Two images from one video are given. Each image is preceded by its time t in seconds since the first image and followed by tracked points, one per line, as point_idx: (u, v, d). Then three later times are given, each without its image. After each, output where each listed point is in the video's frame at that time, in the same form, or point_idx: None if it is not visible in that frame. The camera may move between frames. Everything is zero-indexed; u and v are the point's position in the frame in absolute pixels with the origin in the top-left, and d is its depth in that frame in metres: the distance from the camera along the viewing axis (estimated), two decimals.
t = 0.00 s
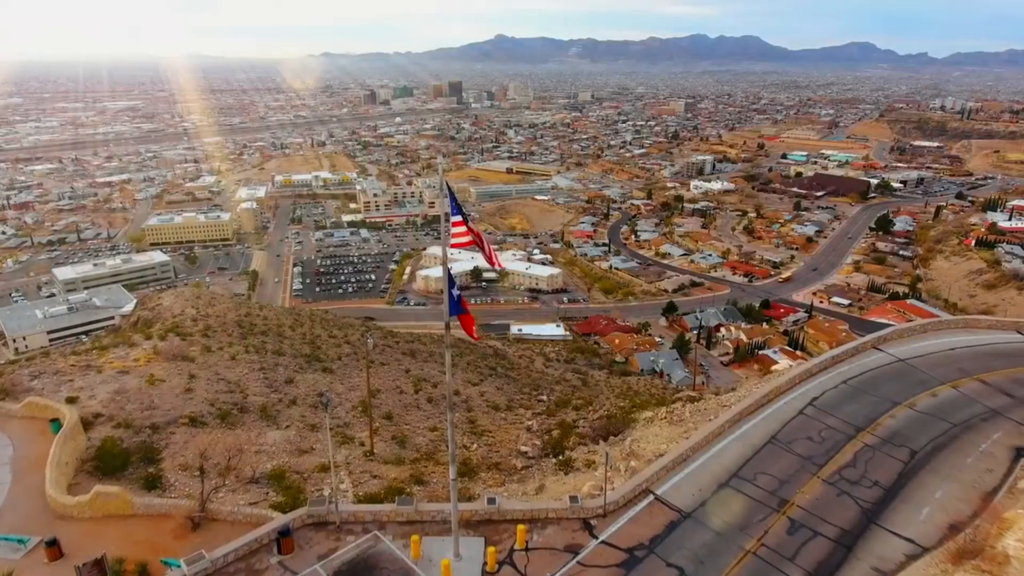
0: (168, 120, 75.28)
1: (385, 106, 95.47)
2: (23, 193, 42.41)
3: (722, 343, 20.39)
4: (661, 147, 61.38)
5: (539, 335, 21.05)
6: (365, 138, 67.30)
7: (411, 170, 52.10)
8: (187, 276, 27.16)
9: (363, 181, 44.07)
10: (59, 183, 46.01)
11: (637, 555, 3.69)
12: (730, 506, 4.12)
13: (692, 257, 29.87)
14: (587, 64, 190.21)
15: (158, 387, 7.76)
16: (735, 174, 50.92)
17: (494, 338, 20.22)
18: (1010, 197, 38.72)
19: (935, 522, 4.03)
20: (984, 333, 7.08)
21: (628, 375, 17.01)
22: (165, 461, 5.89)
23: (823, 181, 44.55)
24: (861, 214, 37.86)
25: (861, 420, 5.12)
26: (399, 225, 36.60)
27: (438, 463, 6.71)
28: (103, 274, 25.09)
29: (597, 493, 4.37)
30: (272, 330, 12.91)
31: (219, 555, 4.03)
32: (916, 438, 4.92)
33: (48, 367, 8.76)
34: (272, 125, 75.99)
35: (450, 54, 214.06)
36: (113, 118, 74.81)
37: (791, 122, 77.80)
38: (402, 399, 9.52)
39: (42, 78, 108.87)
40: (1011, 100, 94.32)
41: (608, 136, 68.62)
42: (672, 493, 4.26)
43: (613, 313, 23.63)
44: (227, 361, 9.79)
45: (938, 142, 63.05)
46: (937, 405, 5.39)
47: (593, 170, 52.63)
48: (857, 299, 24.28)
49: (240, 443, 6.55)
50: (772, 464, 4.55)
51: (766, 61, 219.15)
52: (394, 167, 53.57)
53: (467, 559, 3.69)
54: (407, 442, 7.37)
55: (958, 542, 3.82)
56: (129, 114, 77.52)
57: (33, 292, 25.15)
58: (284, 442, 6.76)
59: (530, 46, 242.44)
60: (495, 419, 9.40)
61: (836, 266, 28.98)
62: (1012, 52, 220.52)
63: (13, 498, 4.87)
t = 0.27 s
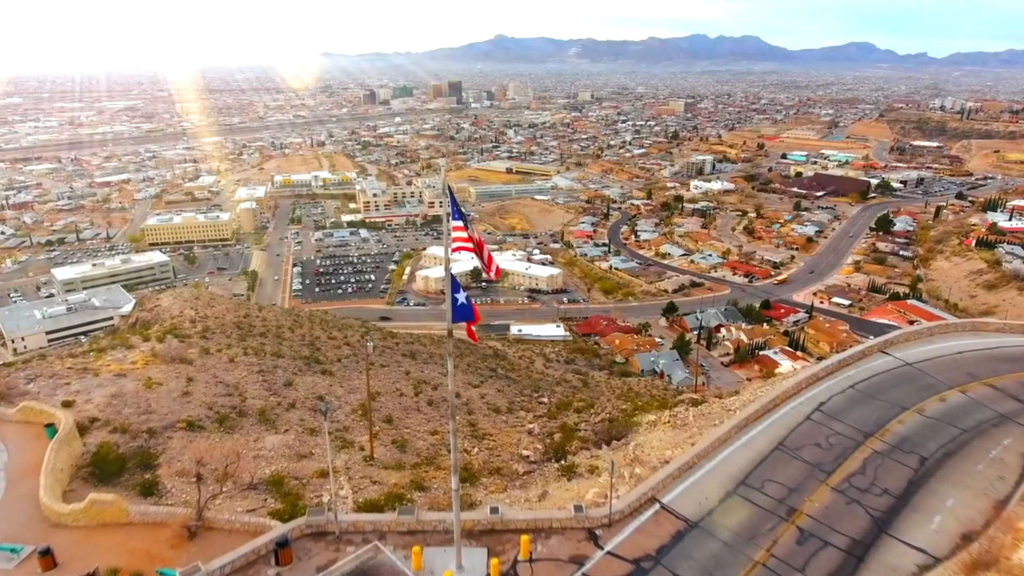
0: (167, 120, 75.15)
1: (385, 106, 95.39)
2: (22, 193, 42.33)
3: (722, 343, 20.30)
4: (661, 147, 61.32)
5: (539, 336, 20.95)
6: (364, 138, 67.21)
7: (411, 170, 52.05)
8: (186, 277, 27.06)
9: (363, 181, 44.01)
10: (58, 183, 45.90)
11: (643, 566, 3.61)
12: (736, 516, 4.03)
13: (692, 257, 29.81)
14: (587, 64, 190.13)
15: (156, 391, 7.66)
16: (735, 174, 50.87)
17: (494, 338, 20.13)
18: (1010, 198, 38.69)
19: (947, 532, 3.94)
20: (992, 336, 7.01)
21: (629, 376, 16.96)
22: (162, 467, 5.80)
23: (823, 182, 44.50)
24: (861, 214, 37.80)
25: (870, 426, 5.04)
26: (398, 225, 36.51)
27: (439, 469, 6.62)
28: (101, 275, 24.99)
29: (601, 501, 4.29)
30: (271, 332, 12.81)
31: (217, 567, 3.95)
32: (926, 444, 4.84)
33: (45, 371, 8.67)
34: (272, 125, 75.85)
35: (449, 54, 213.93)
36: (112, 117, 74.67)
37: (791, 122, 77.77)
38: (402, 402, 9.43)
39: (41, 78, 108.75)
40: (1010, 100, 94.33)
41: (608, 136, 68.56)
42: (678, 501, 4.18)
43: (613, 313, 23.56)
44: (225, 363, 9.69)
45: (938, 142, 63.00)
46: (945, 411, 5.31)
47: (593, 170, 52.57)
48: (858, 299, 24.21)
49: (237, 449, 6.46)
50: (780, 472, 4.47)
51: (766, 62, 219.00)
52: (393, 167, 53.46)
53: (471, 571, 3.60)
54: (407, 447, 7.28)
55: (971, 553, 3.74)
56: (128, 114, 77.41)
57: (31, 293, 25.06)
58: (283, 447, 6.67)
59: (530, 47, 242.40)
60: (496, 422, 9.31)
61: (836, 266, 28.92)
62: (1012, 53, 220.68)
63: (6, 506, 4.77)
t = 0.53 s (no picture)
0: (167, 120, 75.11)
1: (384, 106, 95.37)
2: (22, 193, 42.26)
3: (723, 344, 20.21)
4: (661, 147, 61.30)
5: (539, 336, 20.87)
6: (364, 138, 67.19)
7: (411, 170, 52.02)
8: (186, 277, 26.97)
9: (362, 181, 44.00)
10: (58, 183, 45.87)
11: None
12: (743, 525, 3.95)
13: (692, 257, 29.76)
14: (587, 64, 190.15)
15: (153, 394, 7.58)
16: (735, 174, 50.81)
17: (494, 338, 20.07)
18: (1010, 198, 38.66)
19: (960, 542, 3.86)
20: (999, 339, 6.93)
21: (629, 377, 16.88)
22: (159, 473, 5.73)
23: (823, 182, 44.44)
24: (861, 214, 37.75)
25: (879, 432, 4.96)
26: (398, 225, 36.45)
27: (440, 474, 6.53)
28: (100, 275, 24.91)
29: (606, 510, 4.20)
30: (270, 333, 12.73)
31: None
32: (935, 450, 4.76)
33: (41, 373, 8.59)
34: (271, 125, 75.80)
35: (449, 54, 213.91)
36: (112, 117, 74.58)
37: (791, 122, 77.74)
38: (403, 404, 9.36)
39: (40, 79, 108.79)
40: (1010, 100, 94.27)
41: (607, 136, 68.54)
42: (685, 510, 4.10)
43: (613, 313, 23.51)
44: (224, 365, 9.61)
45: (938, 142, 62.97)
46: (954, 416, 5.23)
47: (593, 170, 52.53)
48: (859, 299, 24.15)
49: (236, 454, 6.38)
50: (788, 479, 4.38)
51: (765, 61, 218.81)
52: (393, 167, 53.38)
53: None
54: (408, 451, 7.19)
55: (986, 563, 3.66)
56: (128, 114, 77.39)
57: (30, 293, 24.97)
58: (281, 451, 6.59)
59: (529, 47, 242.46)
60: (497, 425, 9.23)
61: (836, 266, 28.88)
62: (1011, 53, 220.92)
63: None
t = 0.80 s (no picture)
0: (166, 120, 75.05)
1: (384, 105, 95.28)
2: (21, 193, 42.21)
3: (723, 344, 20.15)
4: (660, 147, 61.26)
5: (539, 337, 20.78)
6: (363, 138, 67.14)
7: (410, 170, 51.95)
8: (185, 278, 26.89)
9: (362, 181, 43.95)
10: (57, 183, 45.81)
11: None
12: (753, 536, 3.86)
13: (692, 257, 29.70)
14: (586, 64, 190.22)
15: (151, 398, 7.50)
16: (734, 173, 50.74)
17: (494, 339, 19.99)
18: (1010, 198, 38.59)
19: (973, 552, 3.78)
20: (1006, 343, 6.85)
21: (629, 378, 16.78)
22: (156, 481, 5.65)
23: (823, 182, 44.36)
24: (861, 214, 37.69)
25: (887, 438, 4.88)
26: (398, 225, 36.37)
27: (441, 480, 6.46)
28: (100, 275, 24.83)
29: (611, 520, 4.12)
30: (269, 335, 12.63)
31: None
32: (945, 458, 4.68)
33: (38, 377, 8.50)
34: (271, 125, 75.76)
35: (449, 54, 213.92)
36: (111, 117, 74.51)
37: (790, 121, 77.67)
38: (404, 407, 9.28)
39: (39, 79, 108.79)
40: (1010, 100, 94.21)
41: (607, 136, 68.50)
42: (692, 520, 4.02)
43: (614, 314, 23.44)
44: (223, 368, 9.53)
45: (938, 142, 62.86)
46: (963, 421, 5.15)
47: (593, 170, 52.47)
48: (859, 299, 24.08)
49: (235, 459, 6.32)
50: (796, 487, 4.31)
51: (765, 61, 218.62)
52: (392, 167, 53.30)
53: None
54: (407, 456, 7.12)
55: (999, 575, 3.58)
56: (127, 114, 77.36)
57: (28, 294, 24.90)
58: (280, 457, 6.51)
59: (529, 47, 242.40)
60: (498, 428, 9.17)
61: (836, 266, 28.82)
62: (1010, 53, 221.07)
63: None
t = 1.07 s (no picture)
0: (165, 120, 74.96)
1: (383, 106, 95.22)
2: (20, 193, 42.12)
3: (724, 346, 20.12)
4: (660, 147, 61.21)
5: (538, 338, 20.69)
6: (363, 138, 67.16)
7: (410, 170, 51.88)
8: (184, 278, 26.79)
9: (362, 181, 43.91)
10: (56, 184, 45.70)
11: None
12: (762, 549, 3.78)
13: (692, 258, 29.63)
14: (586, 64, 190.49)
15: (149, 403, 7.42)
16: (735, 174, 50.68)
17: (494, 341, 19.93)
18: (1010, 198, 38.55)
19: (986, 565, 3.70)
20: (1013, 347, 6.77)
21: (629, 379, 16.68)
22: (153, 488, 5.57)
23: (823, 182, 44.28)
24: (862, 215, 37.63)
25: (896, 445, 4.81)
26: (397, 225, 36.30)
27: (442, 486, 6.39)
28: (99, 276, 24.75)
29: (616, 530, 4.04)
30: (268, 337, 12.54)
31: None
32: (955, 466, 4.61)
33: (34, 381, 8.41)
34: (270, 125, 75.73)
35: (448, 55, 213.95)
36: (110, 118, 74.43)
37: (790, 122, 77.65)
38: (404, 411, 9.20)
39: (38, 79, 108.73)
40: (1009, 100, 94.21)
41: (607, 136, 68.45)
42: (699, 531, 3.95)
43: (614, 314, 23.36)
44: (221, 372, 9.45)
45: (938, 142, 62.82)
46: (972, 428, 5.08)
47: (592, 170, 52.40)
48: (860, 300, 23.99)
49: (234, 466, 6.24)
50: (805, 497, 4.23)
51: (764, 61, 218.59)
52: (392, 168, 53.21)
53: None
54: (408, 462, 7.03)
55: None
56: (127, 114, 77.29)
57: (27, 294, 24.82)
58: (280, 463, 6.44)
59: (528, 48, 242.43)
60: (499, 432, 9.10)
61: (836, 266, 28.74)
62: (1009, 53, 221.31)
63: None
